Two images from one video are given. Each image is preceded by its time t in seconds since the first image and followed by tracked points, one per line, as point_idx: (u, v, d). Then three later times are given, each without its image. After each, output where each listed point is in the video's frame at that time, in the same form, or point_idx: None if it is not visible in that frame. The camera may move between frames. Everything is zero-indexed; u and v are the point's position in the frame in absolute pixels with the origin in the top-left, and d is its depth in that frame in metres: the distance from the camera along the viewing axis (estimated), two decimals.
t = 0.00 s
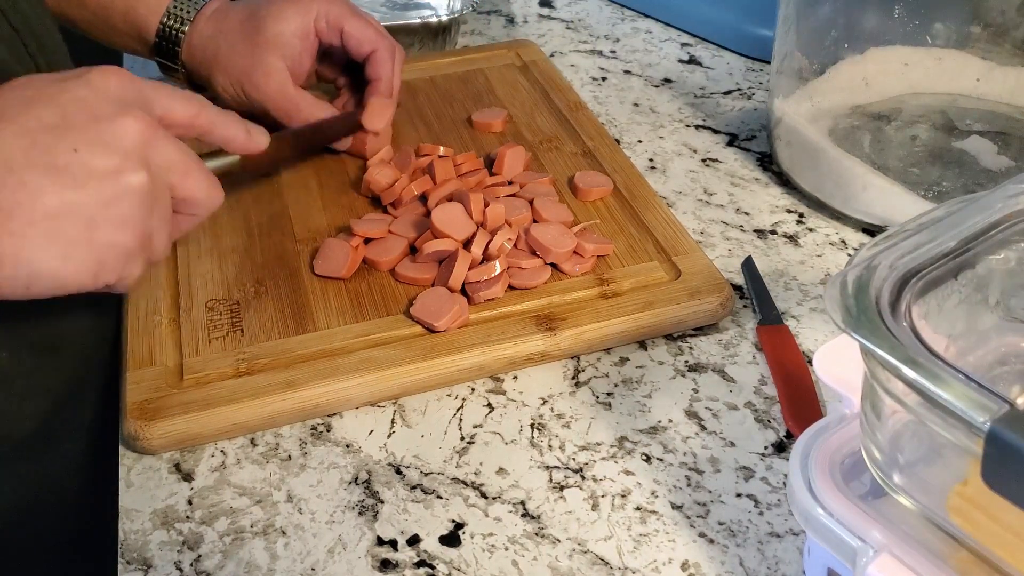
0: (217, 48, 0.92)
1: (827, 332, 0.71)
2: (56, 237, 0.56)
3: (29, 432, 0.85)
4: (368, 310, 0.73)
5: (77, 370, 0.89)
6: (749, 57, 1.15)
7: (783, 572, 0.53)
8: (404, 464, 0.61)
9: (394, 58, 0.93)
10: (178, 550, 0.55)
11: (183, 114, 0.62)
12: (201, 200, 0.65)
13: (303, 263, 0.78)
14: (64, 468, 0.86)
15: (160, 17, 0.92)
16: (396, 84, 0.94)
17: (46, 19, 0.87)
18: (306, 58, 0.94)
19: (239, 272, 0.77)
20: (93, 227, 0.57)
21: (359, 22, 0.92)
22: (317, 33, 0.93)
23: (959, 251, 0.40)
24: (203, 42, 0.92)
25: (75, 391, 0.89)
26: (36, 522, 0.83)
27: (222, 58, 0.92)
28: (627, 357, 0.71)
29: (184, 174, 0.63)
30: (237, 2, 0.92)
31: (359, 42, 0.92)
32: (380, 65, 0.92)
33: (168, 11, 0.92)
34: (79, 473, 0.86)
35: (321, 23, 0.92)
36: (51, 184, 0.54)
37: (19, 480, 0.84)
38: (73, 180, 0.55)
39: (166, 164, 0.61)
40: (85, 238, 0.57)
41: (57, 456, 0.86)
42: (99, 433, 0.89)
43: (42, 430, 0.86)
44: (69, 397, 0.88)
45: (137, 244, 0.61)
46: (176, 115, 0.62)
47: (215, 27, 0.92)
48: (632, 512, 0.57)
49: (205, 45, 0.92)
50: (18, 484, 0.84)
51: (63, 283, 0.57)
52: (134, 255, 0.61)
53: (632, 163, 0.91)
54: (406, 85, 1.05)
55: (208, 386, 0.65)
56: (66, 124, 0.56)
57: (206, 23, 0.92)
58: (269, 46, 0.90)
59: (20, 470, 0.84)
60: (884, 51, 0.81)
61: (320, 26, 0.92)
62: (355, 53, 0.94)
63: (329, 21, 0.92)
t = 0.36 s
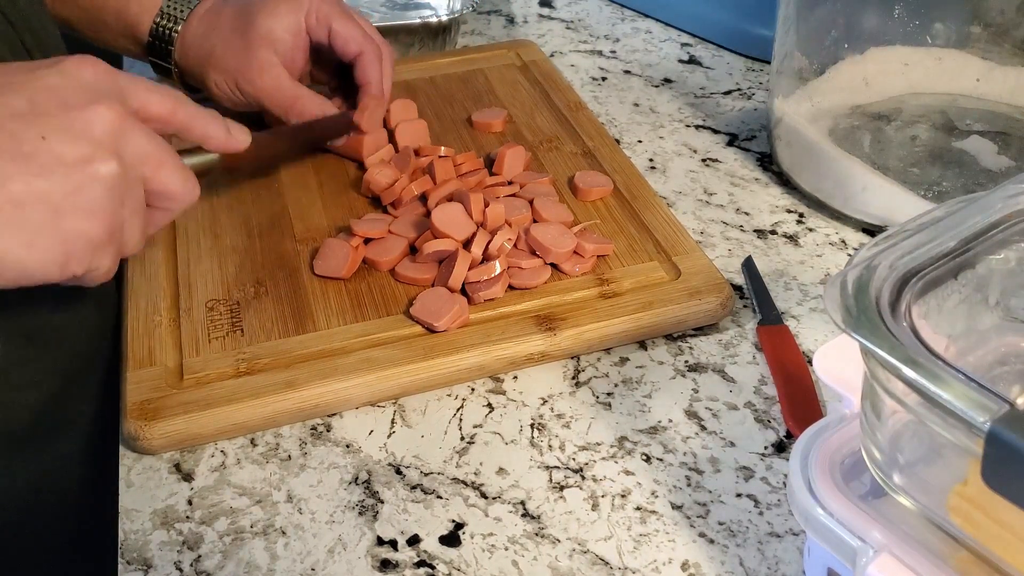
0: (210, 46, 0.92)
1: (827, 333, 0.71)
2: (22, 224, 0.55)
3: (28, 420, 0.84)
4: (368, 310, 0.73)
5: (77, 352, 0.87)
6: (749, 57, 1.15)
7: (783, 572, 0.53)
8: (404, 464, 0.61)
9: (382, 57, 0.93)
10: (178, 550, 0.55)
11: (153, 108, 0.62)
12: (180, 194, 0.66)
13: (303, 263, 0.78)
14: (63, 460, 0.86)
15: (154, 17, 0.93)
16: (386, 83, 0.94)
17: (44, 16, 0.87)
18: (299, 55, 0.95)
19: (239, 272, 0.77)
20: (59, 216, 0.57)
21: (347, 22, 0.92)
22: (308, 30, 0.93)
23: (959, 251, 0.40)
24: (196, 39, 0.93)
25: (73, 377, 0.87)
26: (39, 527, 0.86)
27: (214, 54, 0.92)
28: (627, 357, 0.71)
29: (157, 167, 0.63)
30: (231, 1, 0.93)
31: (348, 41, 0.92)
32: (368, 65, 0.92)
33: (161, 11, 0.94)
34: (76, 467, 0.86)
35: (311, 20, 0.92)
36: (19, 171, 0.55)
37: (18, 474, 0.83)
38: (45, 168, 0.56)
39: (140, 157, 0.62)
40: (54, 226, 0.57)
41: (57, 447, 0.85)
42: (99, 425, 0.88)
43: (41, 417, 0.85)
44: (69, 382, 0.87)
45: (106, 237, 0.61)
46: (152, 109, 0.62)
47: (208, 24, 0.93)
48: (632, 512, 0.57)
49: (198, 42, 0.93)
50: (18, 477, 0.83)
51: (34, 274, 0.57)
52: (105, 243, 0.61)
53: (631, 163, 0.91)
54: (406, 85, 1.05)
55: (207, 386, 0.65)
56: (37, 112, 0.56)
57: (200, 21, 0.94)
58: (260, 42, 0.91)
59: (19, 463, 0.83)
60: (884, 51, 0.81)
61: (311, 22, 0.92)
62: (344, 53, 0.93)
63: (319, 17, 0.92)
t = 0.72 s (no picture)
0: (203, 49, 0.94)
1: (827, 333, 0.71)
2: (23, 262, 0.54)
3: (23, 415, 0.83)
4: (368, 310, 0.73)
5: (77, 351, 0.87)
6: (748, 57, 1.15)
7: (783, 572, 0.53)
8: (404, 464, 0.61)
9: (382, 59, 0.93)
10: (178, 550, 0.55)
11: (107, 120, 0.58)
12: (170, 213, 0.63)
13: (303, 263, 0.78)
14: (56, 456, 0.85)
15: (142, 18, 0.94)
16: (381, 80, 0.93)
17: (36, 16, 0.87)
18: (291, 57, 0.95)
19: (239, 272, 0.77)
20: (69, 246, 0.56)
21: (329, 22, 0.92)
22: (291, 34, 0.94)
23: (959, 251, 0.40)
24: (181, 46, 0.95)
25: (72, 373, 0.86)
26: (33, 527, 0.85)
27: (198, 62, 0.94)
28: (627, 357, 0.71)
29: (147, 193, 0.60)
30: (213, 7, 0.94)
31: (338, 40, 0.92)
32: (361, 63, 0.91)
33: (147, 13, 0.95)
34: (70, 466, 0.87)
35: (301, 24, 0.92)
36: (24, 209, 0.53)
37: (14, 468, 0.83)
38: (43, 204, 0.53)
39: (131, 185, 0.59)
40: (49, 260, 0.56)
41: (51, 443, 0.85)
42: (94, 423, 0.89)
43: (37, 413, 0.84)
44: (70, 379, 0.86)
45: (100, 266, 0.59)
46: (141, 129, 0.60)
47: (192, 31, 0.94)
48: (632, 512, 0.57)
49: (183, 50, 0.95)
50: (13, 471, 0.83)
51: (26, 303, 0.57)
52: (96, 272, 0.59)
53: (631, 163, 0.91)
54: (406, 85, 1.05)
55: (208, 386, 0.65)
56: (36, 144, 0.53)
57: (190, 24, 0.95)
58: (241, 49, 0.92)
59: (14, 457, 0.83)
60: (884, 51, 0.81)
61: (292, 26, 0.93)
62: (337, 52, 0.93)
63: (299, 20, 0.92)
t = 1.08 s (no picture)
0: (191, 64, 0.93)
1: (827, 332, 0.71)
2: (61, 251, 0.56)
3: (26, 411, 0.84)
4: (368, 310, 0.72)
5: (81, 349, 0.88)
6: (748, 57, 1.15)
7: (783, 572, 0.53)
8: (404, 464, 0.61)
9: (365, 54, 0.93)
10: (178, 550, 0.55)
11: (186, 140, 0.64)
12: (205, 226, 0.66)
13: (303, 263, 0.78)
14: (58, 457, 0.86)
15: (140, 36, 0.95)
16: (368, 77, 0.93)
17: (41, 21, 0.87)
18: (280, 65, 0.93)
19: (239, 272, 0.77)
20: (98, 244, 0.58)
21: (321, 20, 0.92)
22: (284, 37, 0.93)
23: (959, 251, 0.40)
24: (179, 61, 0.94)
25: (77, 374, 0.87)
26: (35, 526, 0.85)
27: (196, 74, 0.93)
28: (627, 357, 0.71)
29: (185, 198, 0.64)
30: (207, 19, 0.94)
31: (324, 38, 0.92)
32: (348, 57, 0.91)
33: (145, 29, 0.95)
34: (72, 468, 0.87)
35: (284, 26, 0.92)
36: (62, 200, 0.56)
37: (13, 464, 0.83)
38: (82, 198, 0.56)
39: (169, 188, 0.62)
40: (91, 252, 0.57)
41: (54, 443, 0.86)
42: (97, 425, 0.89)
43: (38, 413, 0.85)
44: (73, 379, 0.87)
45: (141, 267, 0.61)
46: (178, 141, 0.64)
47: (189, 44, 0.94)
48: (632, 512, 0.57)
49: (181, 64, 0.94)
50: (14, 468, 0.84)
51: (67, 299, 0.58)
52: (137, 279, 0.61)
53: (632, 163, 0.91)
54: (406, 85, 1.05)
55: (208, 386, 0.65)
56: (77, 144, 0.57)
57: (180, 41, 0.94)
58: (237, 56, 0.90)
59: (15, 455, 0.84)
60: (884, 51, 0.81)
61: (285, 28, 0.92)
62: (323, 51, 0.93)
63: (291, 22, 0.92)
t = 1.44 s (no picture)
0: (179, 57, 0.94)
1: (828, 332, 0.71)
2: (17, 237, 0.56)
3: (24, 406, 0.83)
4: (368, 310, 0.72)
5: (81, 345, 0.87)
6: (748, 57, 1.15)
7: (783, 572, 0.53)
8: (404, 464, 0.61)
9: (356, 49, 0.96)
10: (178, 550, 0.55)
11: (151, 138, 0.65)
12: (168, 222, 0.66)
13: (303, 263, 0.78)
14: (59, 453, 0.86)
15: (126, 30, 0.95)
16: (357, 70, 0.95)
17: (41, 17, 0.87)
18: (269, 60, 0.96)
19: (239, 272, 0.77)
20: (58, 233, 0.58)
21: (313, 15, 0.95)
22: (275, 33, 0.96)
23: (959, 251, 0.40)
24: (166, 56, 0.95)
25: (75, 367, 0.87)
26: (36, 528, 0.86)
27: (184, 65, 0.93)
28: (627, 357, 0.71)
29: (149, 193, 0.64)
30: (195, 16, 0.96)
31: (316, 33, 0.95)
32: (339, 49, 0.94)
33: (133, 24, 0.95)
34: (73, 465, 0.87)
35: (276, 22, 0.95)
36: (21, 186, 0.55)
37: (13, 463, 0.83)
38: (40, 184, 0.56)
39: (132, 180, 0.63)
40: (48, 241, 0.57)
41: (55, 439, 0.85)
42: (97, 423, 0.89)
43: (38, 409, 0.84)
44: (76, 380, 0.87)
45: (99, 257, 0.61)
46: (144, 134, 0.64)
47: (176, 38, 0.95)
48: (632, 512, 0.57)
49: (168, 59, 0.95)
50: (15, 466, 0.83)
51: (22, 289, 0.57)
52: (96, 268, 0.61)
53: (631, 163, 0.91)
54: (406, 85, 1.05)
55: (208, 386, 0.65)
56: (40, 131, 0.58)
57: (169, 35, 0.95)
58: (229, 49, 0.92)
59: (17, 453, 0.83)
60: (884, 51, 0.81)
61: (277, 23, 0.95)
62: (315, 46, 0.96)
63: (284, 17, 0.95)
